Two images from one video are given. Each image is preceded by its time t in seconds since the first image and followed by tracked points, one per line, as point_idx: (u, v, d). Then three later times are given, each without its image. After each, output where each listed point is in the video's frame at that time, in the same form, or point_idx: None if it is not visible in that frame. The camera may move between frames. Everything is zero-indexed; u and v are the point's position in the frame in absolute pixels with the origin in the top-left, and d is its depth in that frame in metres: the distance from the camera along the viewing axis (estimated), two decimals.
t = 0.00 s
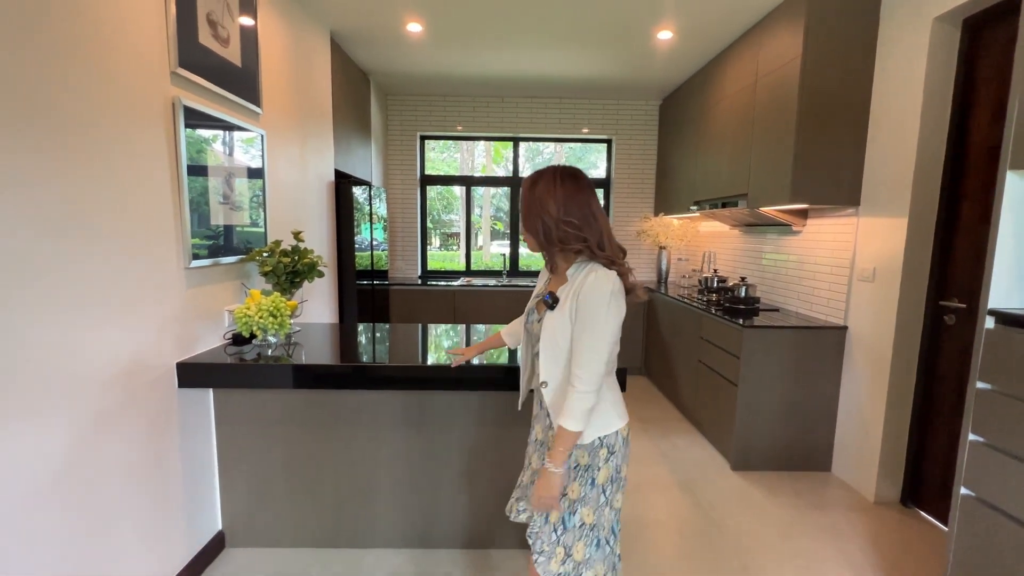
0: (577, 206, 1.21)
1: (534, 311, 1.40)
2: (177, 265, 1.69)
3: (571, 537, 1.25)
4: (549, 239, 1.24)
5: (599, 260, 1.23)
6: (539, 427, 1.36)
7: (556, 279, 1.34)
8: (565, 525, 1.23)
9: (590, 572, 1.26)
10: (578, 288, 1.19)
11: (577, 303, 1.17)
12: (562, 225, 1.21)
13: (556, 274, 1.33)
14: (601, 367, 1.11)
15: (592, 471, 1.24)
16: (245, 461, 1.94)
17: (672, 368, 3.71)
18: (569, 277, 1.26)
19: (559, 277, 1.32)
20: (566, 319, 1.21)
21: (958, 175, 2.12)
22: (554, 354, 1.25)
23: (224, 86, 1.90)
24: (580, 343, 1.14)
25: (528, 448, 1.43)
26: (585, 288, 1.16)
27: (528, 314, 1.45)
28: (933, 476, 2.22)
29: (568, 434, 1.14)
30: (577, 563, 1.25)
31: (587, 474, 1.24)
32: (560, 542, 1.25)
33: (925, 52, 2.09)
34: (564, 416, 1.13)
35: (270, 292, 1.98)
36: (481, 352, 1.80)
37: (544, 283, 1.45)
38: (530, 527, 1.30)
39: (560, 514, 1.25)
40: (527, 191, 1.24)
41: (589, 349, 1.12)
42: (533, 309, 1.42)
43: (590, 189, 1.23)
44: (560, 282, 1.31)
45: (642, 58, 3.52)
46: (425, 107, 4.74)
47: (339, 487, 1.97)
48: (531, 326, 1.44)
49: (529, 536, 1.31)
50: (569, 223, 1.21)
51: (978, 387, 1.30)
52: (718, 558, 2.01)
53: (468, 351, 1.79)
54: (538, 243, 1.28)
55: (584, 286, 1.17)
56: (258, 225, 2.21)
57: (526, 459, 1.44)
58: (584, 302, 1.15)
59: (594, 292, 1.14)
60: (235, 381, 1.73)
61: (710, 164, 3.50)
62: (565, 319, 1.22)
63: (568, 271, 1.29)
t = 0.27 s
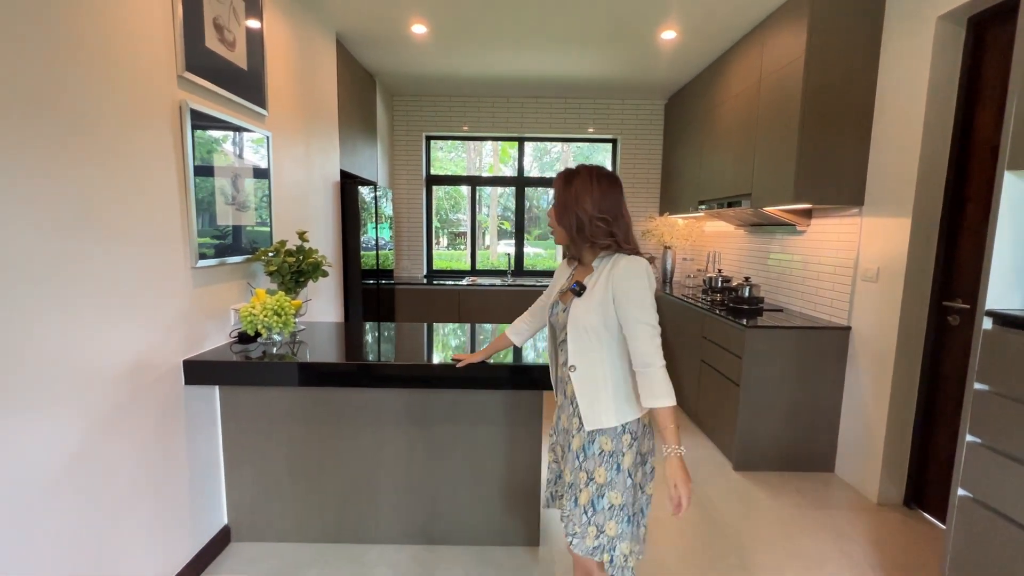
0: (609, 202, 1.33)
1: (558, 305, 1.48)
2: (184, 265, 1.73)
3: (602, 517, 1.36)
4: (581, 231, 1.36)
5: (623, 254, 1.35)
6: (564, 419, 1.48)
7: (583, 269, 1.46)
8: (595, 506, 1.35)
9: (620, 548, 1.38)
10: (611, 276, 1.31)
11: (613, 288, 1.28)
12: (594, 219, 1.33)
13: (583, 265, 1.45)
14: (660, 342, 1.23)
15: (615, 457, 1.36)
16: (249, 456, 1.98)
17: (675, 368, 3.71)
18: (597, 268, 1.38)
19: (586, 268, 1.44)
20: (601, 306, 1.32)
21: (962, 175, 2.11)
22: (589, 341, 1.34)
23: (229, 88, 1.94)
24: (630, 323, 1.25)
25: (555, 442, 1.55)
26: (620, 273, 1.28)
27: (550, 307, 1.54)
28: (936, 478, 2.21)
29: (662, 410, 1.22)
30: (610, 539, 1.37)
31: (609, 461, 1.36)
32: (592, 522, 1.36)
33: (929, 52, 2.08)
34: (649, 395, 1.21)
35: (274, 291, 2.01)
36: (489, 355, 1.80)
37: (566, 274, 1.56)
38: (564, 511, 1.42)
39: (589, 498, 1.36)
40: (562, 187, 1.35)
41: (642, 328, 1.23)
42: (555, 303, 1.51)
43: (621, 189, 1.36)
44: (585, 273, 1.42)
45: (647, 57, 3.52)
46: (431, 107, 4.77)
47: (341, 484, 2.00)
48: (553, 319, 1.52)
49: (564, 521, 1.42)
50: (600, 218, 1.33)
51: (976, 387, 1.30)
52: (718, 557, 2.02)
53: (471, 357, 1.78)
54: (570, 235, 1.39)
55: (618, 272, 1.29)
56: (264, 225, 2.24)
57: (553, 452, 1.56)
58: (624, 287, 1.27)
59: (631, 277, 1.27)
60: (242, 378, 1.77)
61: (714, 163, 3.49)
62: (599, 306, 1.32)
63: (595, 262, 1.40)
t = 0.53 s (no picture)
0: (652, 203, 1.38)
1: (591, 305, 1.50)
2: (180, 265, 1.73)
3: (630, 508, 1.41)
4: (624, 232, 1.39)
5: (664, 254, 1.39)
6: (589, 419, 1.51)
7: (619, 270, 1.49)
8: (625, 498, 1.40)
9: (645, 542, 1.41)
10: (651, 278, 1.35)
11: (654, 290, 1.32)
12: (639, 220, 1.37)
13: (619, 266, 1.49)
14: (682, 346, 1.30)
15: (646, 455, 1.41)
16: (246, 456, 1.98)
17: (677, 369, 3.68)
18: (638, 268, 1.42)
19: (623, 269, 1.48)
20: (640, 307, 1.35)
21: (968, 175, 2.07)
22: (625, 341, 1.36)
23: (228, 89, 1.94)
24: (664, 325, 1.30)
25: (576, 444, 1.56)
26: (660, 275, 1.33)
27: (580, 308, 1.55)
28: (941, 482, 2.17)
29: (657, 412, 1.31)
30: (633, 531, 1.41)
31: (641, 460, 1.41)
32: (620, 511, 1.43)
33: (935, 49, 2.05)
34: (654, 395, 1.29)
35: (271, 292, 2.01)
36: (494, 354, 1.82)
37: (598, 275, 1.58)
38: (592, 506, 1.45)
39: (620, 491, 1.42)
40: (606, 189, 1.39)
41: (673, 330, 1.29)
42: (587, 303, 1.53)
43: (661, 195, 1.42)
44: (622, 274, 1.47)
45: (649, 56, 3.49)
46: (434, 107, 4.76)
47: (337, 484, 1.99)
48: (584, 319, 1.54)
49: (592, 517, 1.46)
50: (645, 219, 1.38)
51: (978, 392, 1.27)
52: (717, 561, 1.99)
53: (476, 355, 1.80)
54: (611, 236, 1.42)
55: (662, 275, 1.33)
56: (263, 225, 2.24)
57: (575, 455, 1.57)
58: (666, 290, 1.31)
59: (673, 280, 1.32)
60: (238, 379, 1.77)
61: (717, 163, 3.46)
62: (638, 307, 1.36)
63: (635, 264, 1.44)
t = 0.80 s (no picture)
0: (691, 211, 1.43)
1: (634, 315, 1.53)
2: (170, 266, 1.71)
3: (678, 512, 1.48)
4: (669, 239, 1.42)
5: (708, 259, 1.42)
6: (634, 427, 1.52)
7: (661, 279, 1.51)
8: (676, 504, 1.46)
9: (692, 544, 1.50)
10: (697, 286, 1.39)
11: (700, 300, 1.36)
12: (683, 227, 1.41)
13: (661, 275, 1.51)
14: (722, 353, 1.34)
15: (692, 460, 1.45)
16: (238, 459, 1.95)
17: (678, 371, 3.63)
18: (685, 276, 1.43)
19: (665, 278, 1.49)
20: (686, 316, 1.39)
21: (976, 174, 2.02)
22: (671, 349, 1.40)
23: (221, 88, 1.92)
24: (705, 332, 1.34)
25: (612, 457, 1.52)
26: (707, 283, 1.37)
27: (621, 317, 1.58)
28: (946, 489, 2.12)
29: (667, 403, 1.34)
30: (683, 533, 1.49)
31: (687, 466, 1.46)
32: (670, 517, 1.48)
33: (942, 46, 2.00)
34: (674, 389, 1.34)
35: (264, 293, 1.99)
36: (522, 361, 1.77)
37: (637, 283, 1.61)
38: (640, 519, 1.48)
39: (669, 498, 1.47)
40: (646, 199, 1.43)
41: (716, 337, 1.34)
42: (630, 313, 1.55)
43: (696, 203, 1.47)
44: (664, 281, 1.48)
45: (651, 53, 3.45)
46: (434, 106, 4.73)
47: (330, 488, 1.97)
48: (627, 330, 1.56)
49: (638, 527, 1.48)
50: (687, 226, 1.42)
51: (985, 399, 1.23)
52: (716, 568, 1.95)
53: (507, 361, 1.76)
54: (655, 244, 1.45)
55: (707, 284, 1.37)
56: (258, 225, 2.22)
57: (610, 465, 1.53)
58: (712, 299, 1.36)
59: (718, 289, 1.37)
60: (229, 381, 1.75)
61: (720, 162, 3.41)
62: (683, 315, 1.39)
63: (680, 272, 1.46)
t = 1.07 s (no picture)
0: (711, 207, 1.40)
1: (656, 311, 1.51)
2: (158, 266, 1.69)
3: (716, 511, 1.42)
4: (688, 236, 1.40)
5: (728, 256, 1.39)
6: (657, 421, 1.51)
7: (681, 276, 1.49)
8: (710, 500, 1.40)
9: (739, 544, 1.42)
10: (719, 283, 1.37)
11: (723, 296, 1.34)
12: (702, 223, 1.39)
13: (681, 272, 1.48)
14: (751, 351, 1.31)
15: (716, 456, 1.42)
16: (229, 462, 1.93)
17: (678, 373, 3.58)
18: (705, 273, 1.41)
19: (685, 275, 1.47)
20: (710, 313, 1.37)
21: (983, 173, 1.98)
22: (696, 346, 1.39)
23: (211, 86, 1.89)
24: (732, 330, 1.32)
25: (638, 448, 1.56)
26: (729, 279, 1.34)
27: (644, 314, 1.56)
28: (951, 495, 2.08)
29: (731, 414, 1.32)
30: (728, 535, 1.41)
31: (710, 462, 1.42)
32: (706, 516, 1.42)
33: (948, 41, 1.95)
34: (726, 398, 1.31)
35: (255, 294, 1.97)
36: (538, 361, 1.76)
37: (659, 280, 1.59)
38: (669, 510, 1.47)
39: (701, 494, 1.43)
40: (664, 195, 1.41)
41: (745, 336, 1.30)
42: (652, 309, 1.54)
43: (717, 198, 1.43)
44: (685, 278, 1.46)
45: (652, 51, 3.40)
46: (434, 105, 4.70)
47: (322, 491, 1.94)
48: (649, 325, 1.54)
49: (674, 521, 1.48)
50: (707, 222, 1.39)
51: (991, 406, 1.20)
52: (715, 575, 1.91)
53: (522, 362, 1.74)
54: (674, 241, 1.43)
55: (730, 279, 1.34)
56: (250, 225, 2.19)
57: (635, 458, 1.55)
58: (737, 296, 1.32)
59: (745, 286, 1.32)
60: (219, 384, 1.73)
61: (721, 161, 3.36)
62: (707, 311, 1.37)
63: (700, 269, 1.43)
